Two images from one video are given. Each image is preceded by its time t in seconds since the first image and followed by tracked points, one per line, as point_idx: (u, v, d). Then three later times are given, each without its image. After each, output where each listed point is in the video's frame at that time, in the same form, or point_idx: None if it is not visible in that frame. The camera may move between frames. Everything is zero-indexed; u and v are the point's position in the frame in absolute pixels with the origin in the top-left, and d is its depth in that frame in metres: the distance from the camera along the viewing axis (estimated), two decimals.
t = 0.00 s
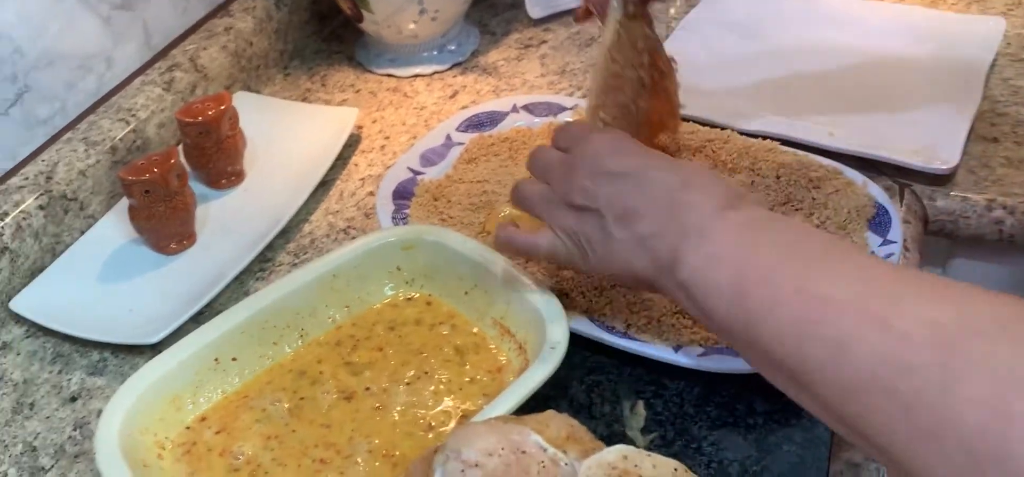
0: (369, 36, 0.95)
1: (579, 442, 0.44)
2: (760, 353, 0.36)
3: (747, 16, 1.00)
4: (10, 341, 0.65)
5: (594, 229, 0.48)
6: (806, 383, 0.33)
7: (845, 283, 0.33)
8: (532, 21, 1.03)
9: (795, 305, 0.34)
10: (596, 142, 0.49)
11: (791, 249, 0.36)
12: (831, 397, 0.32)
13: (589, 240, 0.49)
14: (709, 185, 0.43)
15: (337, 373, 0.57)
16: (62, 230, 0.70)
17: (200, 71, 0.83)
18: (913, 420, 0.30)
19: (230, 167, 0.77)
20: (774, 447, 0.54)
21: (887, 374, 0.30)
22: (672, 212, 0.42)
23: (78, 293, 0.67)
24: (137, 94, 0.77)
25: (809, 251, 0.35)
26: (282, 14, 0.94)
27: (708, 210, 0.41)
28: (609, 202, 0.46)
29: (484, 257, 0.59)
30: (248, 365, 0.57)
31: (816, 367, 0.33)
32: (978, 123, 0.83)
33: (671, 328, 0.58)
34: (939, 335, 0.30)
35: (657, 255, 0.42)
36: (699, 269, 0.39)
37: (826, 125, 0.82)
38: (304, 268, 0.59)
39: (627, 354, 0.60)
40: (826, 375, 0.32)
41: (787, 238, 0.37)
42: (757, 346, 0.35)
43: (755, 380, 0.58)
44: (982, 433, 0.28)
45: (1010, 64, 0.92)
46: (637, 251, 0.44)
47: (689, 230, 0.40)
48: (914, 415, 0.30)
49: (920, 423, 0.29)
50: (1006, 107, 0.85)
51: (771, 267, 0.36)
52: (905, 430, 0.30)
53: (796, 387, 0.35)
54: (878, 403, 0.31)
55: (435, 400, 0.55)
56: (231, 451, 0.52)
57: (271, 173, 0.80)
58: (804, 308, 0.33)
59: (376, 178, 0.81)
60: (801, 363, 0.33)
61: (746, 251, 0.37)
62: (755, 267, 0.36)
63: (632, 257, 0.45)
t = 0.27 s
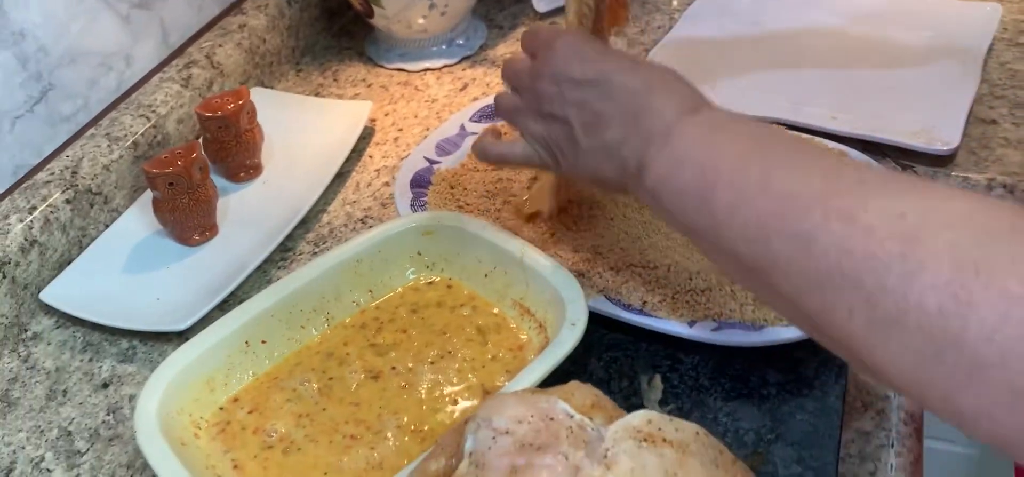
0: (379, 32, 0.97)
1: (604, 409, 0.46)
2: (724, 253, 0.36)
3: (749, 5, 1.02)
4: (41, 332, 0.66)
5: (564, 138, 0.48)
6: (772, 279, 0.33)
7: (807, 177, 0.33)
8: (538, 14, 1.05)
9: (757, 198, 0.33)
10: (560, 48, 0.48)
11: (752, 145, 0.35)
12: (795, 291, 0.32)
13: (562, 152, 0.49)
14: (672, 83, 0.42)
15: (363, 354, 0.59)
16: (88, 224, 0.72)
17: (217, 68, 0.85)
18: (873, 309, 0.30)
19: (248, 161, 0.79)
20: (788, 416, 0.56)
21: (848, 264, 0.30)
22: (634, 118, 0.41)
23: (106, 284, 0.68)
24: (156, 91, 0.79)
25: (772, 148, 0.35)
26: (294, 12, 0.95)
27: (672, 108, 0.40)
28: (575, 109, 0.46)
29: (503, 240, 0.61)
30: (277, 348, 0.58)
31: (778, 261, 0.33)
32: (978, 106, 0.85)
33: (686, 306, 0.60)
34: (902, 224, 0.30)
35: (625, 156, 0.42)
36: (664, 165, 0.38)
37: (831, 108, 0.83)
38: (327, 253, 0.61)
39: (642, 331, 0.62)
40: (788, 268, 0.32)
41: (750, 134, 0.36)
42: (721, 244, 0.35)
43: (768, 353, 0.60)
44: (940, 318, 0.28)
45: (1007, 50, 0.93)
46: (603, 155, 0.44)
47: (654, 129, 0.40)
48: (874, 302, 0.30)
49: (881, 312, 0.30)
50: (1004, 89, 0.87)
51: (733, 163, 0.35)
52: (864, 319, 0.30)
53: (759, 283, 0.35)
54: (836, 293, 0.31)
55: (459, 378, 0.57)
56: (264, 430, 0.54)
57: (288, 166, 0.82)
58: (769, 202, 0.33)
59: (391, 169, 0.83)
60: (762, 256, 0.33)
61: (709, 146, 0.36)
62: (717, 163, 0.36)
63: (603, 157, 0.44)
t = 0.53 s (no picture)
0: (373, 23, 0.98)
1: (613, 367, 0.48)
2: (777, 145, 0.36)
3: None
4: (50, 319, 0.67)
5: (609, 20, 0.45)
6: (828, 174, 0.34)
7: (889, 77, 0.32)
8: (528, 4, 1.06)
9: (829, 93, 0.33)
10: None
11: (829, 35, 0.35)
12: (847, 188, 0.33)
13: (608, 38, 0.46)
14: None
15: (373, 328, 0.60)
16: (93, 213, 0.73)
17: (214, 59, 0.86)
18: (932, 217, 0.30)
19: (248, 149, 0.80)
20: (787, 376, 0.58)
21: (910, 168, 0.31)
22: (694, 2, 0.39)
23: (113, 270, 0.69)
24: (156, 82, 0.80)
25: (845, 45, 0.34)
26: (287, 4, 0.96)
27: None
28: None
29: (505, 214, 0.62)
30: (288, 324, 0.60)
31: (839, 158, 0.33)
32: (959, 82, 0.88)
33: (686, 274, 0.62)
34: (986, 137, 0.30)
35: (676, 38, 0.41)
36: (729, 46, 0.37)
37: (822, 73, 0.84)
38: (334, 232, 0.62)
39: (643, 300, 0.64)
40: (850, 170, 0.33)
41: (829, 25, 0.35)
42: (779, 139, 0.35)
43: (766, 318, 0.62)
44: (1000, 230, 0.28)
45: (987, 28, 0.96)
46: (652, 39, 0.42)
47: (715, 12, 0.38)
48: (936, 208, 0.30)
49: (939, 218, 0.30)
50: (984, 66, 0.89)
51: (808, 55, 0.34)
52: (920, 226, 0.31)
53: (808, 181, 0.35)
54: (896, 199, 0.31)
55: (468, 348, 0.58)
56: (279, 402, 0.55)
57: (288, 154, 0.83)
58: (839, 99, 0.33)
59: (389, 155, 0.84)
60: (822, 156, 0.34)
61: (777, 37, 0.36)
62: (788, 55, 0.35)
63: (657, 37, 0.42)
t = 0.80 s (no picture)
0: (367, 21, 0.99)
1: (620, 343, 0.49)
2: (834, 163, 0.37)
3: None
4: (56, 313, 0.68)
5: (661, 60, 0.45)
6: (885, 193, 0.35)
7: (924, 69, 0.34)
8: (519, 1, 1.08)
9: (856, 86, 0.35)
10: None
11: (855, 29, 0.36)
12: (902, 203, 0.34)
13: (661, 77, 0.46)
14: None
15: (380, 315, 0.62)
16: (96, 209, 0.73)
17: (212, 57, 0.86)
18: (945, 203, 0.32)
19: (248, 145, 0.81)
20: (786, 354, 0.59)
21: (963, 188, 0.32)
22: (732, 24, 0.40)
23: (117, 265, 0.70)
24: (156, 80, 0.81)
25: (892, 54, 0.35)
26: (282, 3, 0.97)
27: None
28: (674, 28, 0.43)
29: (508, 202, 0.63)
30: (296, 312, 0.61)
31: (895, 179, 0.34)
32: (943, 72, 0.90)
33: (685, 257, 0.63)
34: None
35: (718, 64, 0.42)
36: (772, 62, 0.38)
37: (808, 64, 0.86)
38: (339, 222, 0.63)
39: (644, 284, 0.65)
40: (885, 164, 0.34)
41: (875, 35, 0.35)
42: (807, 133, 0.37)
43: (764, 298, 0.63)
44: None
45: (968, 20, 0.99)
46: (699, 67, 0.43)
47: (748, 32, 0.39)
48: (986, 226, 0.31)
49: (990, 236, 0.31)
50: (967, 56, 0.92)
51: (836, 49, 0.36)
52: (938, 208, 0.33)
53: (867, 196, 0.37)
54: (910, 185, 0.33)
55: (474, 332, 0.59)
56: (290, 387, 0.56)
57: (287, 149, 0.83)
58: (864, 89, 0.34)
59: (387, 150, 0.85)
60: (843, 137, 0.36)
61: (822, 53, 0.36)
62: (812, 51, 0.36)
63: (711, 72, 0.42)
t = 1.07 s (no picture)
0: (357, 27, 1.00)
1: (611, 342, 0.50)
2: (750, 228, 0.42)
3: None
4: (49, 320, 0.68)
5: (571, 149, 0.60)
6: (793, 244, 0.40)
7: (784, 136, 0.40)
8: (508, 7, 1.09)
9: (726, 161, 0.42)
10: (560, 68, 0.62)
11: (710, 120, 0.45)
12: (813, 249, 0.39)
13: (558, 166, 0.63)
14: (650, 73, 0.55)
15: (373, 318, 0.62)
16: (88, 216, 0.73)
17: (203, 64, 0.87)
18: (840, 230, 0.37)
19: (239, 151, 0.81)
20: (775, 351, 0.60)
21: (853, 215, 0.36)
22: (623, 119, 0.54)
23: (110, 271, 0.70)
24: (146, 87, 0.81)
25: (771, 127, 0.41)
26: (272, 10, 0.98)
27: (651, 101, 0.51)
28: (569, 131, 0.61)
29: (499, 205, 0.64)
30: (290, 316, 0.61)
31: (799, 226, 0.39)
32: (927, 73, 0.91)
33: (674, 256, 0.64)
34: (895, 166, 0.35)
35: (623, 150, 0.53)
36: (654, 154, 0.48)
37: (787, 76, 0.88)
38: (332, 226, 0.63)
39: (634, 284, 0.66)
40: (785, 219, 0.39)
41: (749, 121, 0.42)
42: (718, 209, 0.43)
43: (754, 296, 0.64)
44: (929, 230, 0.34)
45: (951, 22, 1.00)
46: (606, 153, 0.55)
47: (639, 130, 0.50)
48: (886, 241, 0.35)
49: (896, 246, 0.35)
50: (950, 57, 0.93)
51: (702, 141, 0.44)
52: (833, 241, 0.37)
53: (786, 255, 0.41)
54: (804, 222, 0.38)
55: (467, 334, 0.60)
56: (285, 390, 0.57)
57: (277, 155, 0.84)
58: (733, 164, 0.42)
59: (378, 155, 0.85)
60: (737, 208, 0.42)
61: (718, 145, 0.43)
62: (705, 148, 0.43)
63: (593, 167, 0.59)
